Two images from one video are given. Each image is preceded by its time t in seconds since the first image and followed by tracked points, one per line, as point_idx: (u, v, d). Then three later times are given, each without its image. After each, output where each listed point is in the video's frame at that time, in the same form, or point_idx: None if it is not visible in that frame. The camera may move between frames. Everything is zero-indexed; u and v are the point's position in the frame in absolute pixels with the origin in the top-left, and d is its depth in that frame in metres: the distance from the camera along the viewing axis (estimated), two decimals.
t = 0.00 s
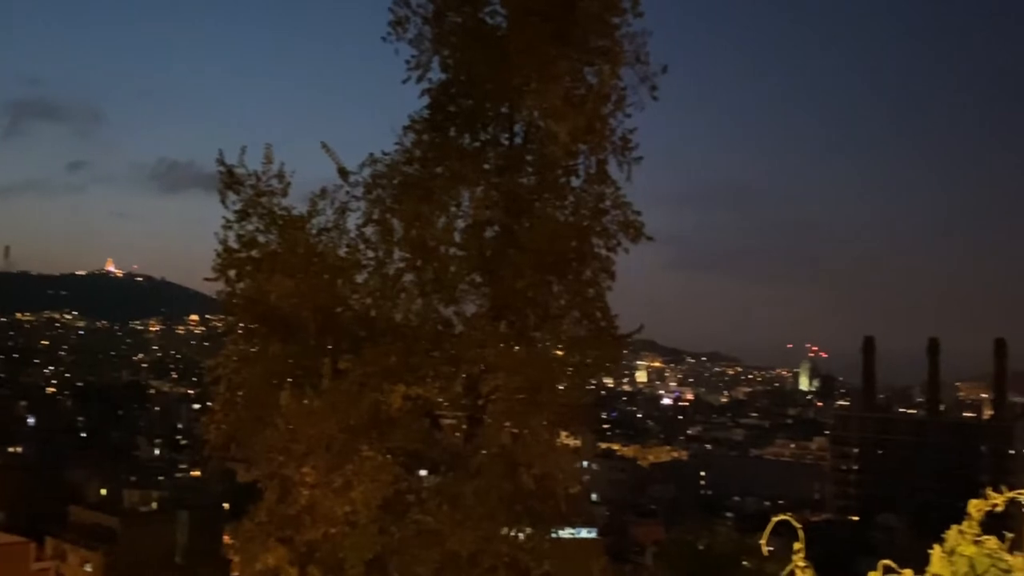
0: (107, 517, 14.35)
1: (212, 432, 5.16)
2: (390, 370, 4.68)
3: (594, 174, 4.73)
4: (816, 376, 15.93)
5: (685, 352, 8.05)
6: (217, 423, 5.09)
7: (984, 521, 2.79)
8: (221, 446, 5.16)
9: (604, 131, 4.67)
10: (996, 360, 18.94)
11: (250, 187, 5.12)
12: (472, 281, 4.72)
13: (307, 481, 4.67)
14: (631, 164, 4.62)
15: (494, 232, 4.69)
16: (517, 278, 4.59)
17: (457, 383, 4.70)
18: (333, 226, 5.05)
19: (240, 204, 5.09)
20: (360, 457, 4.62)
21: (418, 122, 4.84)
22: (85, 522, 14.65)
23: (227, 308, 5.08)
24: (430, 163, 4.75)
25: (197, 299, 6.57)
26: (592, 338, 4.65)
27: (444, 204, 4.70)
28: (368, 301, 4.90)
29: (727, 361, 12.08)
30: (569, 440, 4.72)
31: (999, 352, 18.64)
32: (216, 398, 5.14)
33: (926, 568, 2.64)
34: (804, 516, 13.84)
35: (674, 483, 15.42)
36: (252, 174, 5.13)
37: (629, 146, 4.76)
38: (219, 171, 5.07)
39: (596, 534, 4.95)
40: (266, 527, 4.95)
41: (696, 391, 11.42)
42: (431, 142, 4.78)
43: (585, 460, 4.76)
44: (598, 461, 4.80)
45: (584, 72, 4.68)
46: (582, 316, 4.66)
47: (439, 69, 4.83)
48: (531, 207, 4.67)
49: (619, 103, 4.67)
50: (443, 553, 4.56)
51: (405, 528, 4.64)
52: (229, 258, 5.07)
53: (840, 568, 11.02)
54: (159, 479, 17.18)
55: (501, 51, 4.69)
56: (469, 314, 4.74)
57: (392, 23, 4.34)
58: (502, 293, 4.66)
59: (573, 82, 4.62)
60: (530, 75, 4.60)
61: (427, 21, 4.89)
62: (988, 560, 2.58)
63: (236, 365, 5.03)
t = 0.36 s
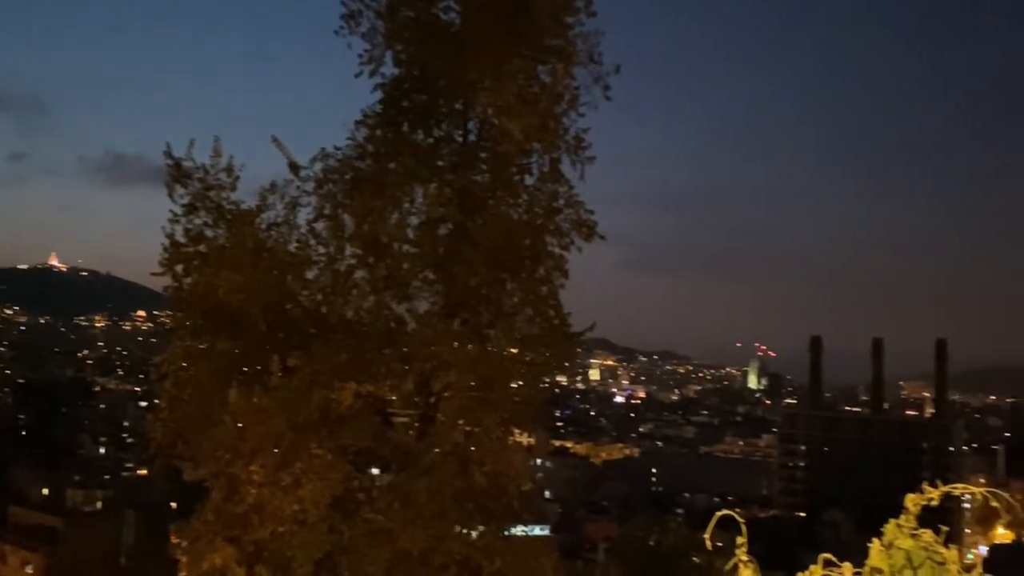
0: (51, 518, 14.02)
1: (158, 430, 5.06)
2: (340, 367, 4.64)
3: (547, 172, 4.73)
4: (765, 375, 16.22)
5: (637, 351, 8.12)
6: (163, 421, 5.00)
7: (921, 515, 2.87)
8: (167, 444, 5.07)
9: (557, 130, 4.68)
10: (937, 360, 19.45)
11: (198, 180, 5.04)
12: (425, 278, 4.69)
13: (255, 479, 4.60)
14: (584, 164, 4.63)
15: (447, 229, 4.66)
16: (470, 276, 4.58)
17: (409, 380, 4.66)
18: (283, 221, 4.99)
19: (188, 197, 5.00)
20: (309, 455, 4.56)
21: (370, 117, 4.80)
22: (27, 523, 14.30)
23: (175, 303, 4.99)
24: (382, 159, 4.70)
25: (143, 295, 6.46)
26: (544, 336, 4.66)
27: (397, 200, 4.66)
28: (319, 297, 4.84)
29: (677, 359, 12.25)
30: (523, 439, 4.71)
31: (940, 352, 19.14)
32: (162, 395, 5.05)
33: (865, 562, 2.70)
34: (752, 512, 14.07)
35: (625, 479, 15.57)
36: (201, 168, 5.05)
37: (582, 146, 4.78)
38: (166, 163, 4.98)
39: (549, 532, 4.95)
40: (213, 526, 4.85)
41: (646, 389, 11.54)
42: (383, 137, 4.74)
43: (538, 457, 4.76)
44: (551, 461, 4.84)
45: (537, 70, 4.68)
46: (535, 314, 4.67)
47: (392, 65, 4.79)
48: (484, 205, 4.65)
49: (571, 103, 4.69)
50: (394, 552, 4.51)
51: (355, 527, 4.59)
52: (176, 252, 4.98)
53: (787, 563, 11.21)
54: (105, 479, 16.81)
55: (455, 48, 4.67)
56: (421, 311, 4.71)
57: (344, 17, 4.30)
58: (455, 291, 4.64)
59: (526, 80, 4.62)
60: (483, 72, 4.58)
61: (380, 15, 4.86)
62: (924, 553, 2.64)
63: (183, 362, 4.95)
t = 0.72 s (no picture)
0: None
1: (96, 429, 4.93)
2: (286, 363, 4.56)
3: (496, 170, 4.73)
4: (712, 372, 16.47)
5: (586, 348, 8.19)
6: (102, 419, 4.87)
7: (854, 510, 2.87)
8: (106, 443, 4.94)
9: (507, 127, 4.67)
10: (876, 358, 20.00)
11: (140, 172, 4.92)
12: (373, 274, 4.65)
13: (196, 478, 4.50)
14: (533, 161, 4.63)
15: (396, 225, 4.62)
16: (419, 272, 4.55)
17: (355, 377, 4.61)
18: (227, 215, 4.90)
19: (129, 189, 4.89)
20: (252, 453, 4.48)
21: (318, 111, 4.74)
22: None
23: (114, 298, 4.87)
24: (329, 152, 4.64)
25: (83, 290, 6.29)
26: (493, 334, 4.65)
27: (345, 195, 4.60)
28: (264, 292, 4.76)
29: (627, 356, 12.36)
30: (473, 436, 4.71)
31: (879, 351, 19.68)
32: (101, 392, 4.92)
33: (802, 556, 2.67)
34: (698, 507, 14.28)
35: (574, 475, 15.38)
36: (142, 159, 4.94)
37: (532, 143, 4.78)
38: (106, 154, 4.86)
39: (498, 529, 4.94)
40: (153, 526, 4.74)
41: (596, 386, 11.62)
42: (331, 131, 4.69)
43: (487, 455, 4.75)
44: (501, 457, 4.79)
45: (488, 67, 4.66)
46: (484, 310, 4.65)
47: (341, 58, 4.73)
48: (432, 200, 4.62)
49: (521, 100, 4.69)
50: (339, 551, 4.45)
51: (299, 526, 4.52)
52: (115, 246, 4.86)
53: (731, 556, 11.40)
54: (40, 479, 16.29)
55: (404, 43, 4.63)
56: (369, 308, 4.67)
57: (291, 8, 4.23)
58: (403, 287, 4.60)
59: (476, 77, 4.60)
60: (433, 67, 4.55)
61: (328, 8, 4.80)
62: (858, 547, 2.62)
63: (122, 358, 4.82)
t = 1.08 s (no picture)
0: None
1: (27, 426, 4.79)
2: (225, 360, 4.48)
3: (441, 165, 4.70)
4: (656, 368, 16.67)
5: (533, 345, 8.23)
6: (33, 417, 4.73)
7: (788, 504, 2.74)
8: (37, 441, 4.78)
9: (452, 123, 4.66)
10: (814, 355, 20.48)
11: (74, 163, 4.80)
12: (316, 269, 4.59)
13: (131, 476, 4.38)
14: (479, 158, 4.63)
15: (339, 219, 4.57)
16: (362, 269, 4.51)
17: (297, 374, 4.55)
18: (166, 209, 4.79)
19: (63, 180, 4.76)
20: (190, 452, 4.38)
21: (260, 103, 4.67)
22: None
23: (46, 292, 4.74)
24: (271, 146, 4.57)
25: (15, 284, 6.08)
26: (437, 330, 4.63)
27: (287, 189, 4.54)
28: (204, 287, 4.66)
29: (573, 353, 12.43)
30: (418, 433, 4.67)
31: (817, 348, 20.16)
32: (32, 389, 4.77)
33: (733, 549, 2.51)
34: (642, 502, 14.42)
35: (518, 471, 14.71)
36: (77, 150, 4.80)
37: (478, 140, 4.78)
38: (38, 145, 4.72)
39: (444, 527, 4.90)
40: (86, 527, 4.60)
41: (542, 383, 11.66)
42: (273, 125, 4.61)
43: (433, 452, 4.70)
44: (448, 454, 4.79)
45: (434, 63, 4.64)
46: (430, 307, 4.62)
47: (283, 50, 4.66)
48: (376, 195, 4.58)
49: (467, 96, 4.67)
50: (279, 551, 4.37)
51: (238, 525, 4.43)
52: (47, 238, 4.73)
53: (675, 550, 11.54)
54: None
55: (348, 36, 4.58)
56: (311, 304, 4.60)
57: None
58: (346, 282, 4.56)
59: (421, 72, 4.58)
60: (377, 61, 4.51)
61: None
62: (790, 542, 2.46)
63: (54, 355, 4.69)
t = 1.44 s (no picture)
0: None
1: None
2: (160, 357, 4.39)
3: (382, 161, 4.66)
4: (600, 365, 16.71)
5: (476, 342, 8.13)
6: None
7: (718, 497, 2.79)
8: None
9: (394, 117, 4.62)
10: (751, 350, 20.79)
11: None
12: (254, 264, 4.54)
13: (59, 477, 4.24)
14: (422, 154, 4.60)
15: (277, 213, 4.51)
16: (301, 264, 4.48)
17: (233, 370, 4.47)
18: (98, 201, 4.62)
19: None
20: (121, 451, 4.27)
21: (195, 94, 4.57)
22: None
23: None
24: (207, 138, 4.47)
25: None
26: (378, 326, 4.58)
27: (224, 182, 4.46)
28: (137, 282, 4.51)
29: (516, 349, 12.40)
30: (358, 430, 4.56)
31: (754, 343, 20.47)
32: None
33: (665, 542, 2.55)
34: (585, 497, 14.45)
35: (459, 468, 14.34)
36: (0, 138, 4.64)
37: (421, 135, 4.74)
38: None
39: (385, 526, 4.84)
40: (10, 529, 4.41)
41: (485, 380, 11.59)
42: (210, 116, 4.50)
43: (376, 449, 4.62)
44: (390, 452, 4.71)
45: (376, 57, 4.56)
46: (371, 304, 4.58)
47: (221, 41, 4.58)
48: (315, 190, 4.56)
49: (409, 91, 4.64)
50: (215, 551, 4.28)
51: (172, 525, 4.34)
52: None
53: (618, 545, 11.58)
54: None
55: (288, 26, 4.47)
56: (248, 299, 4.54)
57: None
58: (284, 278, 4.50)
59: (363, 66, 4.50)
60: (318, 54, 4.44)
61: None
62: (722, 534, 2.51)
63: None
